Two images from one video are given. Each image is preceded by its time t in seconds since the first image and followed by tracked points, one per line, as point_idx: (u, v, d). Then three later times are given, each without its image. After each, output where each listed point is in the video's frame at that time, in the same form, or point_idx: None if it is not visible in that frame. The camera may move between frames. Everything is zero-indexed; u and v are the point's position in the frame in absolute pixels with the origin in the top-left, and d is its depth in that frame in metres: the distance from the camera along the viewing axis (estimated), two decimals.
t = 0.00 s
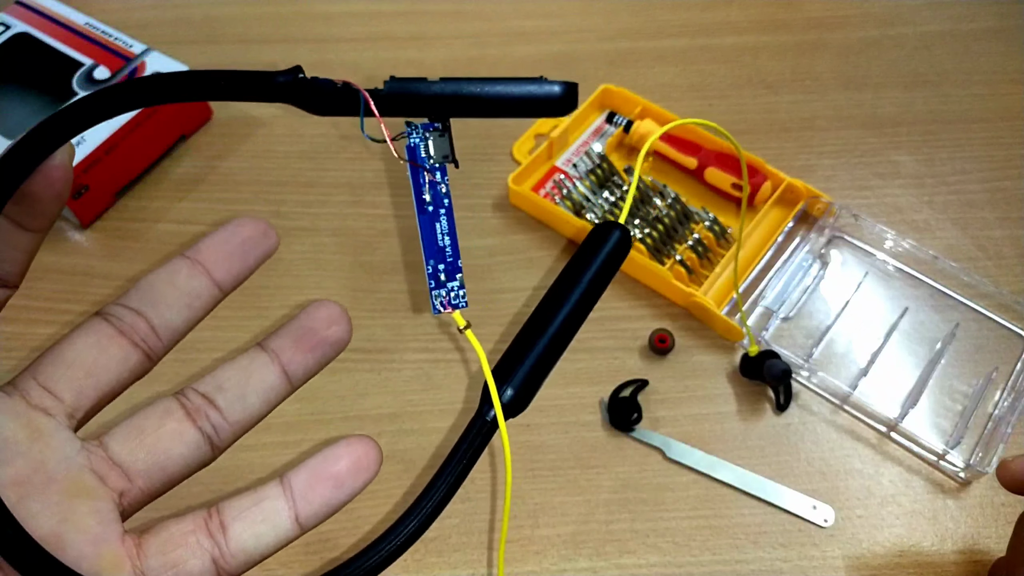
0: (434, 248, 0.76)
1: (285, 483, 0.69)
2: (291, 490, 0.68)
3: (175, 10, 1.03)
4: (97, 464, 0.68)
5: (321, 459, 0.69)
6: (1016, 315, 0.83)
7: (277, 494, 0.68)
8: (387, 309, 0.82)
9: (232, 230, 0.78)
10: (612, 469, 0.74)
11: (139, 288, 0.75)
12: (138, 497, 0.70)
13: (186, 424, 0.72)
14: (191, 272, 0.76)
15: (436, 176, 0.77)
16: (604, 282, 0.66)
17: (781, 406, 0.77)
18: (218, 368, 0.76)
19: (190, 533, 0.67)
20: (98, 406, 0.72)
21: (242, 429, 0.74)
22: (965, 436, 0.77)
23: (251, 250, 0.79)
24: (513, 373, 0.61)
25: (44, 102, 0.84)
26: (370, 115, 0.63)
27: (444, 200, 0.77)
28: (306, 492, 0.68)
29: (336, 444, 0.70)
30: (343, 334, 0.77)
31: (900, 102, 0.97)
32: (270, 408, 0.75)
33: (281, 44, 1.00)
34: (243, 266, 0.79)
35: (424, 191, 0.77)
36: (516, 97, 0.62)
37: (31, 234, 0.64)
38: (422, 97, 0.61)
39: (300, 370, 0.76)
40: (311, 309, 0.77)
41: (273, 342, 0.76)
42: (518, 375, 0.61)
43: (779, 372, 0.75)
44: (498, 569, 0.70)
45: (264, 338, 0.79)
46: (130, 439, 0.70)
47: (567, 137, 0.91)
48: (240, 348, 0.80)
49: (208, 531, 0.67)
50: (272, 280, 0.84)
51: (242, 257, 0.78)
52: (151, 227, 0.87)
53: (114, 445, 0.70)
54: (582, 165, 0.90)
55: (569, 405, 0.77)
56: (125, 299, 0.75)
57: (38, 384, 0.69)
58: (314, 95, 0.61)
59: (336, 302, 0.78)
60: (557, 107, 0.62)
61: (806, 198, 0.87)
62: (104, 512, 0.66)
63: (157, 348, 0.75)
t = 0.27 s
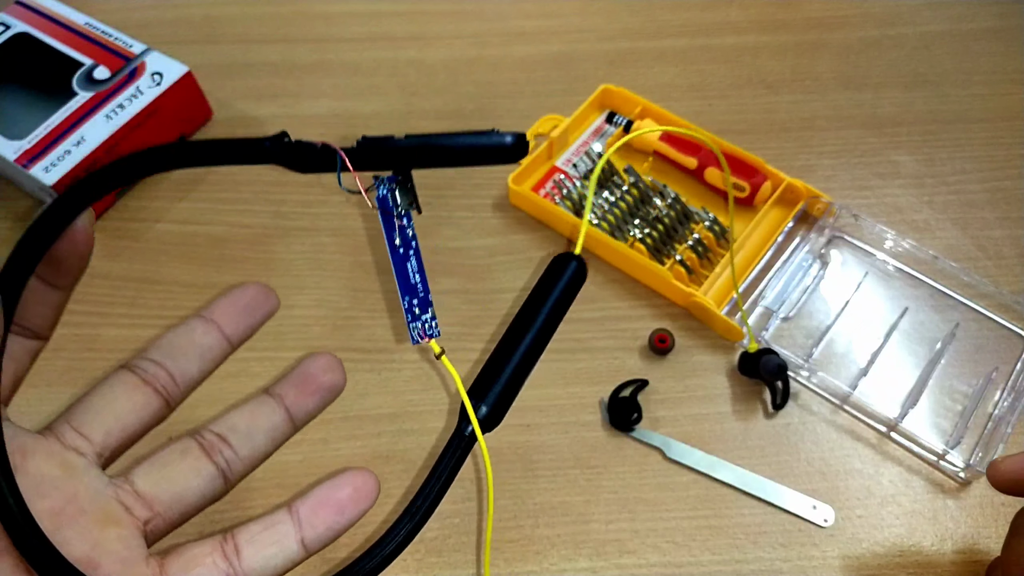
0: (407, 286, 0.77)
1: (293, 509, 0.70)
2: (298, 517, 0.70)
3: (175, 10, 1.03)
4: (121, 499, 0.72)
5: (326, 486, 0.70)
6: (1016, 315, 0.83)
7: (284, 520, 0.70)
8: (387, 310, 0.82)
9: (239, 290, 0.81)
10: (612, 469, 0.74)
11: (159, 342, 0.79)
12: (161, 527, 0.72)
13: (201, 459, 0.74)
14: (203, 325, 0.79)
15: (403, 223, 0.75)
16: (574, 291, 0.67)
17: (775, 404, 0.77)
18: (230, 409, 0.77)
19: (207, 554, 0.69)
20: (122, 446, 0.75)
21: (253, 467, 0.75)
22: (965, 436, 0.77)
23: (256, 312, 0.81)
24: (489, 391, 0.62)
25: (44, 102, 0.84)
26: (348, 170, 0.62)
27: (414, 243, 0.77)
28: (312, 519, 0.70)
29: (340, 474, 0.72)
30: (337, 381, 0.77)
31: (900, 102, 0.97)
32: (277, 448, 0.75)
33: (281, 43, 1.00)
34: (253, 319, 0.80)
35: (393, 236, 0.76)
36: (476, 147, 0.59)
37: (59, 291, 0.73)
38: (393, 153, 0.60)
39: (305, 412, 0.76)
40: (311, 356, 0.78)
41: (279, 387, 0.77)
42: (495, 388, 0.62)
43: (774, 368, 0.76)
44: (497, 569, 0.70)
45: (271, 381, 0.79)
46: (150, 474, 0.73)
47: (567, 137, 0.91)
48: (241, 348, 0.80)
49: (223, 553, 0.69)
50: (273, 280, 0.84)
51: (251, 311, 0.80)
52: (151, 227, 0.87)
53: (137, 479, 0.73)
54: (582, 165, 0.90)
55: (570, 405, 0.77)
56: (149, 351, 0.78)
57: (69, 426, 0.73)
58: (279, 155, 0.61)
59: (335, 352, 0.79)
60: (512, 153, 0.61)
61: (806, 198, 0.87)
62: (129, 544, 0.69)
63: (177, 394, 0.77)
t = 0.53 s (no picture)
0: (418, 282, 0.81)
1: (300, 503, 0.70)
2: (305, 511, 0.69)
3: (175, 10, 1.03)
4: (132, 493, 0.71)
5: (333, 480, 0.70)
6: (1016, 315, 0.83)
7: (292, 514, 0.70)
8: (386, 310, 0.82)
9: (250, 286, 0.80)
10: (612, 469, 0.74)
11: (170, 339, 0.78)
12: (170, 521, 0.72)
13: (212, 453, 0.73)
14: (214, 322, 0.78)
15: (415, 219, 0.83)
16: (584, 297, 0.68)
17: (775, 403, 0.77)
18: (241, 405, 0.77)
19: (217, 548, 0.69)
20: (133, 441, 0.74)
21: (263, 462, 0.75)
22: (965, 436, 0.77)
23: (265, 309, 0.80)
24: (499, 389, 0.63)
25: (45, 102, 0.84)
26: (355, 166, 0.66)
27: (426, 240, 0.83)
28: (320, 513, 0.69)
29: (347, 470, 0.72)
30: (348, 378, 0.77)
31: (900, 102, 0.97)
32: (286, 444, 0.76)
33: (280, 44, 1.00)
34: (264, 316, 0.80)
35: (405, 232, 0.82)
36: (482, 143, 0.64)
37: (71, 286, 0.72)
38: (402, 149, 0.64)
39: (312, 410, 0.76)
40: (323, 353, 0.78)
41: (287, 385, 0.76)
42: (502, 391, 0.63)
43: (773, 367, 0.76)
44: (497, 569, 0.70)
45: (282, 377, 0.79)
46: (161, 469, 0.72)
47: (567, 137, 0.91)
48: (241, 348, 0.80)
49: (232, 546, 0.69)
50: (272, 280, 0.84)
51: (263, 308, 0.80)
52: (151, 227, 0.87)
53: (149, 473, 0.72)
54: (581, 165, 0.90)
55: (570, 405, 0.77)
56: (159, 347, 0.78)
57: (81, 420, 0.72)
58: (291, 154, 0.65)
59: (339, 349, 0.79)
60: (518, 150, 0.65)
61: (806, 198, 0.87)
62: (139, 538, 0.68)
63: (189, 389, 0.77)
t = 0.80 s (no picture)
0: (391, 288, 0.80)
1: (287, 509, 0.70)
2: (292, 517, 0.69)
3: (175, 10, 1.03)
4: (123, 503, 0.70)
5: (319, 487, 0.70)
6: (1016, 314, 0.83)
7: (279, 520, 0.69)
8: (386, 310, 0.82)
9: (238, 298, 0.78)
10: (612, 469, 0.74)
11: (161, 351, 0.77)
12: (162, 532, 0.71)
13: (202, 463, 0.73)
14: (203, 333, 0.77)
15: (388, 230, 0.79)
16: (553, 307, 0.69)
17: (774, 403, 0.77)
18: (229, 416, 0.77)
19: (205, 554, 0.68)
20: (124, 452, 0.73)
21: (253, 471, 0.74)
22: (965, 436, 0.77)
23: (254, 321, 0.78)
24: (476, 395, 0.63)
25: (44, 102, 0.84)
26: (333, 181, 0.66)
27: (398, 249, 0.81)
28: (306, 519, 0.69)
29: (332, 477, 0.72)
30: (335, 389, 0.76)
31: (900, 102, 0.97)
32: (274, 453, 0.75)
33: (280, 44, 1.00)
34: (253, 326, 0.79)
35: (378, 243, 0.80)
36: (449, 158, 0.62)
37: (65, 303, 0.71)
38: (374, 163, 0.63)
39: (301, 419, 0.75)
40: (309, 364, 0.77)
41: (276, 394, 0.76)
42: (478, 398, 0.63)
43: (771, 365, 0.76)
44: (496, 569, 0.70)
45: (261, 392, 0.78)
46: (152, 480, 0.72)
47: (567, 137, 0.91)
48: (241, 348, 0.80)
49: (219, 553, 0.68)
50: (272, 280, 0.84)
51: (252, 319, 0.78)
52: (151, 227, 0.87)
53: (140, 483, 0.71)
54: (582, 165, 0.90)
55: (570, 405, 0.77)
56: (150, 358, 0.77)
57: (72, 431, 0.71)
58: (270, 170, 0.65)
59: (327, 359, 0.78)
60: (486, 165, 0.63)
61: (806, 198, 0.87)
62: (132, 546, 0.67)
63: (180, 401, 0.76)
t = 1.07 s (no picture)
0: (409, 274, 0.79)
1: (290, 491, 0.71)
2: (295, 499, 0.70)
3: (175, 10, 1.03)
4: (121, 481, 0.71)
5: (321, 469, 0.70)
6: (1016, 315, 0.83)
7: (282, 503, 0.70)
8: (386, 310, 0.83)
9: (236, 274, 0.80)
10: (612, 469, 0.74)
11: (159, 328, 0.78)
12: (160, 508, 0.72)
13: (200, 441, 0.74)
14: (202, 308, 0.78)
15: (405, 213, 0.80)
16: (575, 289, 0.69)
17: (774, 403, 0.77)
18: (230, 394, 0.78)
19: (207, 536, 0.69)
20: (121, 431, 0.75)
21: (255, 450, 0.75)
22: (965, 436, 0.77)
23: (259, 292, 0.80)
24: (488, 383, 0.64)
25: (44, 102, 0.84)
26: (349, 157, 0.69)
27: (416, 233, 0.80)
28: (308, 502, 0.70)
29: (336, 459, 0.73)
30: (339, 364, 0.77)
31: (900, 102, 0.97)
32: (277, 433, 0.76)
33: (280, 44, 1.00)
34: (252, 304, 0.80)
35: (394, 225, 0.80)
36: (472, 138, 0.67)
37: (62, 277, 0.71)
38: (392, 143, 0.67)
39: (303, 398, 0.76)
40: (312, 342, 0.78)
41: (277, 372, 0.77)
42: (493, 385, 0.64)
43: (771, 365, 0.76)
44: (496, 569, 0.70)
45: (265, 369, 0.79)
46: (149, 458, 0.73)
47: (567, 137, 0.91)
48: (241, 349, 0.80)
49: (221, 535, 0.69)
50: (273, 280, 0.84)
51: (251, 296, 0.80)
52: (151, 227, 0.87)
53: (138, 462, 0.73)
54: (582, 165, 0.90)
55: (570, 405, 0.77)
56: (147, 336, 0.78)
57: (68, 410, 0.72)
58: (290, 146, 0.68)
59: (332, 336, 0.80)
60: (503, 145, 0.68)
61: (806, 198, 0.87)
62: (128, 524, 0.68)
63: (178, 380, 0.77)
